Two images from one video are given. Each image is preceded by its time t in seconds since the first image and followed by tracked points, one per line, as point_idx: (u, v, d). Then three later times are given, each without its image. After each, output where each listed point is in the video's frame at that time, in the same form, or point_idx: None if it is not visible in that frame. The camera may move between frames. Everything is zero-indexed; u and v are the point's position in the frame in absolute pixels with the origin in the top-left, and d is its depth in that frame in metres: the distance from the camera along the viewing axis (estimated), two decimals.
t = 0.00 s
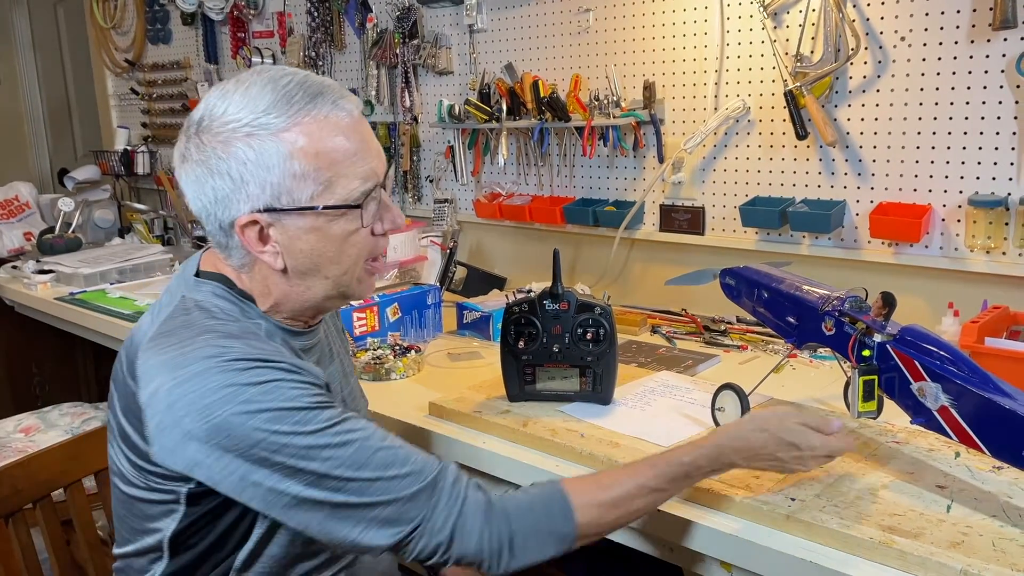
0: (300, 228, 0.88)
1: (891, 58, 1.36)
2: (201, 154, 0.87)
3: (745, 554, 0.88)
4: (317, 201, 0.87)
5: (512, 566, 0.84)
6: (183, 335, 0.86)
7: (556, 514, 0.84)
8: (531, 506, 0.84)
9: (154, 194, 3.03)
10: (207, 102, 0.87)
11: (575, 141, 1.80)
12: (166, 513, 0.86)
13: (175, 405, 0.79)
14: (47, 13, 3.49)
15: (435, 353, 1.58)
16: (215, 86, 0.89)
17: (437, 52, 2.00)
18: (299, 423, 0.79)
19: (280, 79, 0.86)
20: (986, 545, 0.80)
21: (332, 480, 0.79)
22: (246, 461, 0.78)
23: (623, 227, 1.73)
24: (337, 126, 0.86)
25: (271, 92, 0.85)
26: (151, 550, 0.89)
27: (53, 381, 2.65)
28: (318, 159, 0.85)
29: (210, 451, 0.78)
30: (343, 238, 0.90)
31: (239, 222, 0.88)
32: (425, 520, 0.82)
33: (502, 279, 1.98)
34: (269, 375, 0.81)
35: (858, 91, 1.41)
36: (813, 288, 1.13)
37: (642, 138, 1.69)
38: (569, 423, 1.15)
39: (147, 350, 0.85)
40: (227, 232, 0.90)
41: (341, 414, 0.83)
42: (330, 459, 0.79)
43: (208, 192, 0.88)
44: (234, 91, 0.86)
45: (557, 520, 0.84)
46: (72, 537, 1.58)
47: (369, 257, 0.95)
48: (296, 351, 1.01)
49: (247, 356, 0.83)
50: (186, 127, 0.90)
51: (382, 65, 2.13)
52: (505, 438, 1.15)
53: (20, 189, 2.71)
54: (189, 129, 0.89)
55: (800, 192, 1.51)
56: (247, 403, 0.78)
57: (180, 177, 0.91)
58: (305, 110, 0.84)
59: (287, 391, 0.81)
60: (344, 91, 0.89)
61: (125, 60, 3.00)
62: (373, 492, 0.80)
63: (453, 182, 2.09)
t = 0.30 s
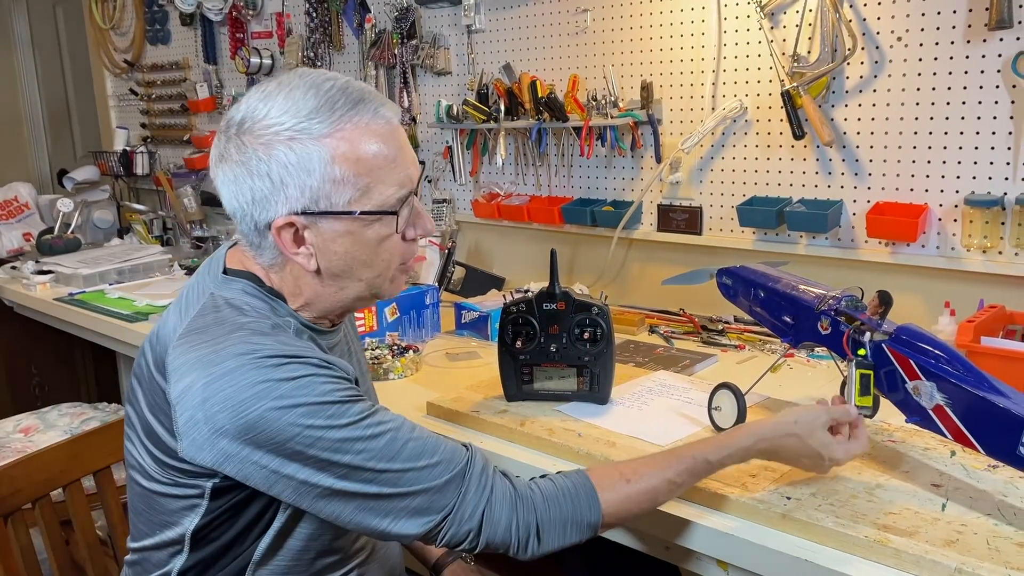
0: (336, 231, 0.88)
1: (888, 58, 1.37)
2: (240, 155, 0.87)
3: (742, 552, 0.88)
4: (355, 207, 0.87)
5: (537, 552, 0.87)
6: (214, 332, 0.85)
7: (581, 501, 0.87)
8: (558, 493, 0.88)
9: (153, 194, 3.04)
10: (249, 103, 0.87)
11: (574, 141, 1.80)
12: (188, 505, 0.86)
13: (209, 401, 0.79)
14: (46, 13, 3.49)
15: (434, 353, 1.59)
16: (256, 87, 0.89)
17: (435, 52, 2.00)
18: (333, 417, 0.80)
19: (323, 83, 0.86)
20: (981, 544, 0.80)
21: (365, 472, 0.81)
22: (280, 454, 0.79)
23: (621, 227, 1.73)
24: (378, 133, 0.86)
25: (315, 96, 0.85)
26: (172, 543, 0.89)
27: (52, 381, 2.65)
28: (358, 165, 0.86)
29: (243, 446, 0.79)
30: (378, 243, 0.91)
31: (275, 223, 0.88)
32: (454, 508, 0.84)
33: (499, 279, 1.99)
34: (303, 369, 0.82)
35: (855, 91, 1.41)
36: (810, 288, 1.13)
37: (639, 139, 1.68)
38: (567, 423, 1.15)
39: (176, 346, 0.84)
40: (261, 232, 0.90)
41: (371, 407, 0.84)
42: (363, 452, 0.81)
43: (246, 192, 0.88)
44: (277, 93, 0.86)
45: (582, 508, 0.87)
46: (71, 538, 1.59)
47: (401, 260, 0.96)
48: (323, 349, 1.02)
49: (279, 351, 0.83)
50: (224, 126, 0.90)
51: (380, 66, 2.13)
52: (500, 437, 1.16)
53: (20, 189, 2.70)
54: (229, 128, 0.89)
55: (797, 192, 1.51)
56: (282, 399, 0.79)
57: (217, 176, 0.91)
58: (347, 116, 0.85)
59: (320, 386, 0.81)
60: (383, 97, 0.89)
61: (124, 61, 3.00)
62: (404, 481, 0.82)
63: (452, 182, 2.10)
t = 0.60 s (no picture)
0: (336, 235, 0.88)
1: (885, 56, 1.37)
2: (242, 158, 0.87)
3: (737, 550, 0.88)
4: (356, 211, 0.87)
5: (538, 550, 0.87)
6: (217, 332, 0.85)
7: (582, 501, 0.87)
8: (559, 492, 0.87)
9: (151, 194, 3.04)
10: (251, 106, 0.88)
11: (571, 141, 1.80)
12: (189, 505, 0.86)
13: (211, 402, 0.79)
14: (44, 13, 3.49)
15: (431, 352, 1.59)
16: (257, 90, 0.90)
17: (433, 51, 2.00)
18: (336, 418, 0.80)
19: (325, 87, 0.87)
20: (975, 542, 0.80)
21: (367, 472, 0.81)
22: (283, 454, 0.79)
23: (618, 226, 1.73)
24: (379, 136, 0.86)
25: (316, 99, 0.85)
26: (171, 542, 0.89)
27: (50, 381, 2.65)
28: (359, 168, 0.86)
29: (245, 446, 0.79)
30: (377, 247, 0.91)
31: (276, 227, 0.88)
32: (456, 508, 0.84)
33: (497, 278, 1.99)
34: (305, 370, 0.82)
35: (851, 90, 1.41)
36: (805, 286, 1.13)
37: (636, 138, 1.68)
38: (564, 421, 1.15)
39: (178, 347, 0.84)
40: (261, 235, 0.90)
41: (373, 407, 0.84)
42: (365, 452, 0.81)
43: (247, 195, 0.88)
44: (278, 97, 0.86)
45: (583, 506, 0.87)
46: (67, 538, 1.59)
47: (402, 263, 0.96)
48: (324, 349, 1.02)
49: (282, 352, 0.83)
50: (226, 129, 0.90)
51: (377, 65, 2.13)
52: (496, 436, 1.16)
53: (19, 189, 2.67)
54: (231, 131, 0.89)
55: (794, 191, 1.51)
56: (284, 400, 0.79)
57: (218, 179, 0.91)
58: (348, 120, 0.85)
59: (323, 387, 0.81)
60: (385, 101, 0.90)
61: (122, 61, 3.00)
62: (406, 482, 0.83)
63: (450, 182, 2.10)
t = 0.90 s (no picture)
0: (334, 238, 0.88)
1: (884, 56, 1.37)
2: (241, 160, 0.87)
3: (735, 551, 0.88)
4: (354, 214, 0.87)
5: (532, 555, 0.87)
6: (213, 335, 0.85)
7: (577, 505, 0.87)
8: (554, 497, 0.87)
9: (150, 194, 3.04)
10: (250, 108, 0.87)
11: (570, 140, 1.80)
12: (184, 507, 0.86)
13: (207, 405, 0.79)
14: (43, 13, 3.48)
15: (430, 352, 1.59)
16: (256, 91, 0.89)
17: (432, 51, 2.00)
18: (332, 422, 0.80)
19: (324, 90, 0.86)
20: (974, 542, 0.80)
21: (362, 477, 0.81)
22: (277, 458, 0.79)
23: (617, 226, 1.73)
24: (378, 140, 0.86)
25: (315, 103, 0.85)
26: (167, 544, 0.89)
27: (50, 381, 2.65)
28: (358, 172, 0.86)
29: (240, 449, 0.79)
30: (376, 250, 0.91)
31: (274, 229, 0.88)
32: (450, 513, 0.84)
33: (496, 279, 1.99)
34: (302, 374, 0.82)
35: (851, 90, 1.41)
36: (804, 286, 1.13)
37: (635, 138, 1.68)
38: (563, 422, 1.15)
39: (174, 349, 0.84)
40: (259, 237, 0.90)
41: (369, 412, 0.84)
42: (361, 457, 0.81)
43: (245, 198, 0.88)
44: (277, 99, 0.86)
45: (578, 511, 0.87)
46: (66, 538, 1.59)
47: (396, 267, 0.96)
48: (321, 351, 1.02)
49: (278, 356, 0.82)
50: (225, 131, 0.90)
51: (377, 65, 2.13)
52: (495, 436, 1.16)
53: (18, 189, 2.67)
54: (229, 133, 0.89)
55: (793, 191, 1.51)
56: (280, 404, 0.79)
57: (216, 180, 0.91)
58: (347, 123, 0.85)
59: (318, 391, 0.81)
60: (384, 103, 0.89)
61: (121, 61, 3.00)
62: (401, 486, 0.82)
63: (449, 182, 2.10)
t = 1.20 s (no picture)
0: (338, 239, 0.88)
1: (887, 54, 1.36)
2: (245, 161, 0.87)
3: (741, 553, 0.87)
4: (358, 216, 0.87)
5: (535, 557, 0.86)
6: (215, 336, 0.85)
7: (580, 507, 0.87)
8: (557, 499, 0.87)
9: (151, 194, 3.03)
10: (255, 109, 0.87)
11: (572, 139, 1.80)
12: (186, 508, 0.86)
13: (209, 406, 0.78)
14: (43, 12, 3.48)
15: (432, 352, 1.58)
16: (261, 92, 0.89)
17: (433, 51, 2.00)
18: (335, 424, 0.80)
19: (329, 90, 0.86)
20: (981, 542, 0.80)
21: (365, 479, 0.81)
22: (280, 459, 0.79)
23: (619, 225, 1.72)
24: (384, 141, 0.86)
25: (321, 104, 0.85)
26: (169, 545, 0.89)
27: (50, 381, 2.65)
28: (363, 173, 0.85)
29: (243, 451, 0.78)
30: (379, 251, 0.91)
31: (278, 231, 0.87)
32: (453, 515, 0.84)
33: (498, 278, 1.99)
34: (304, 376, 0.81)
35: (854, 88, 1.41)
36: (808, 285, 1.13)
37: (638, 137, 1.68)
38: (566, 421, 1.15)
39: (177, 349, 0.84)
40: (263, 238, 0.90)
41: (372, 413, 0.84)
42: (364, 458, 0.80)
43: (249, 199, 0.88)
44: (283, 100, 0.86)
45: (581, 513, 0.87)
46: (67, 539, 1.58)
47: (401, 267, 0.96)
48: (323, 352, 1.01)
49: (281, 357, 0.82)
50: (229, 131, 0.90)
51: (377, 64, 2.12)
52: (498, 436, 1.16)
53: (19, 189, 2.67)
54: (234, 133, 0.89)
55: (796, 190, 1.51)
56: (283, 405, 0.78)
57: (220, 181, 0.90)
58: (352, 125, 0.85)
59: (322, 392, 0.81)
60: (389, 104, 0.89)
61: (121, 61, 3.00)
62: (404, 488, 0.82)
63: (450, 181, 2.09)
